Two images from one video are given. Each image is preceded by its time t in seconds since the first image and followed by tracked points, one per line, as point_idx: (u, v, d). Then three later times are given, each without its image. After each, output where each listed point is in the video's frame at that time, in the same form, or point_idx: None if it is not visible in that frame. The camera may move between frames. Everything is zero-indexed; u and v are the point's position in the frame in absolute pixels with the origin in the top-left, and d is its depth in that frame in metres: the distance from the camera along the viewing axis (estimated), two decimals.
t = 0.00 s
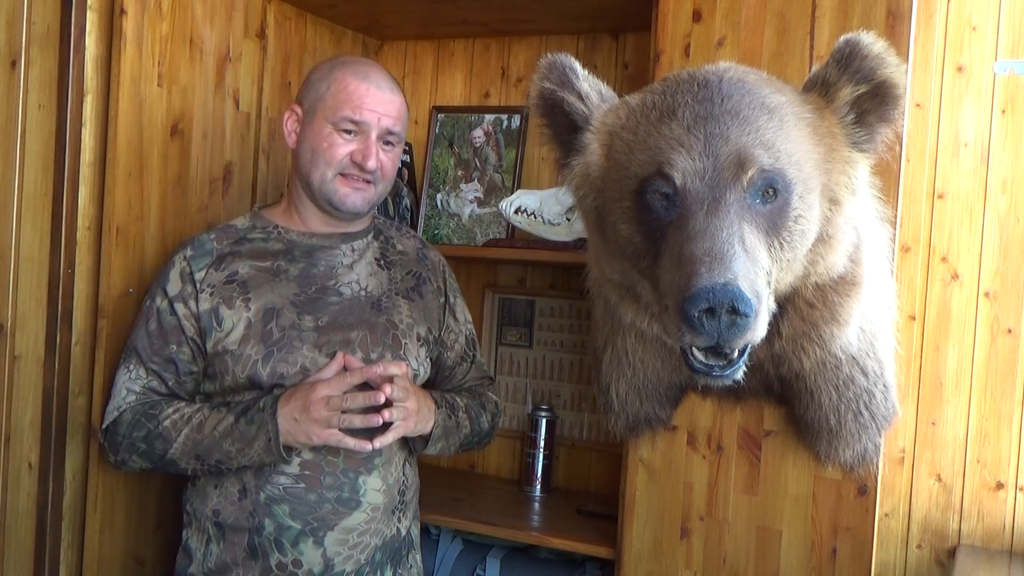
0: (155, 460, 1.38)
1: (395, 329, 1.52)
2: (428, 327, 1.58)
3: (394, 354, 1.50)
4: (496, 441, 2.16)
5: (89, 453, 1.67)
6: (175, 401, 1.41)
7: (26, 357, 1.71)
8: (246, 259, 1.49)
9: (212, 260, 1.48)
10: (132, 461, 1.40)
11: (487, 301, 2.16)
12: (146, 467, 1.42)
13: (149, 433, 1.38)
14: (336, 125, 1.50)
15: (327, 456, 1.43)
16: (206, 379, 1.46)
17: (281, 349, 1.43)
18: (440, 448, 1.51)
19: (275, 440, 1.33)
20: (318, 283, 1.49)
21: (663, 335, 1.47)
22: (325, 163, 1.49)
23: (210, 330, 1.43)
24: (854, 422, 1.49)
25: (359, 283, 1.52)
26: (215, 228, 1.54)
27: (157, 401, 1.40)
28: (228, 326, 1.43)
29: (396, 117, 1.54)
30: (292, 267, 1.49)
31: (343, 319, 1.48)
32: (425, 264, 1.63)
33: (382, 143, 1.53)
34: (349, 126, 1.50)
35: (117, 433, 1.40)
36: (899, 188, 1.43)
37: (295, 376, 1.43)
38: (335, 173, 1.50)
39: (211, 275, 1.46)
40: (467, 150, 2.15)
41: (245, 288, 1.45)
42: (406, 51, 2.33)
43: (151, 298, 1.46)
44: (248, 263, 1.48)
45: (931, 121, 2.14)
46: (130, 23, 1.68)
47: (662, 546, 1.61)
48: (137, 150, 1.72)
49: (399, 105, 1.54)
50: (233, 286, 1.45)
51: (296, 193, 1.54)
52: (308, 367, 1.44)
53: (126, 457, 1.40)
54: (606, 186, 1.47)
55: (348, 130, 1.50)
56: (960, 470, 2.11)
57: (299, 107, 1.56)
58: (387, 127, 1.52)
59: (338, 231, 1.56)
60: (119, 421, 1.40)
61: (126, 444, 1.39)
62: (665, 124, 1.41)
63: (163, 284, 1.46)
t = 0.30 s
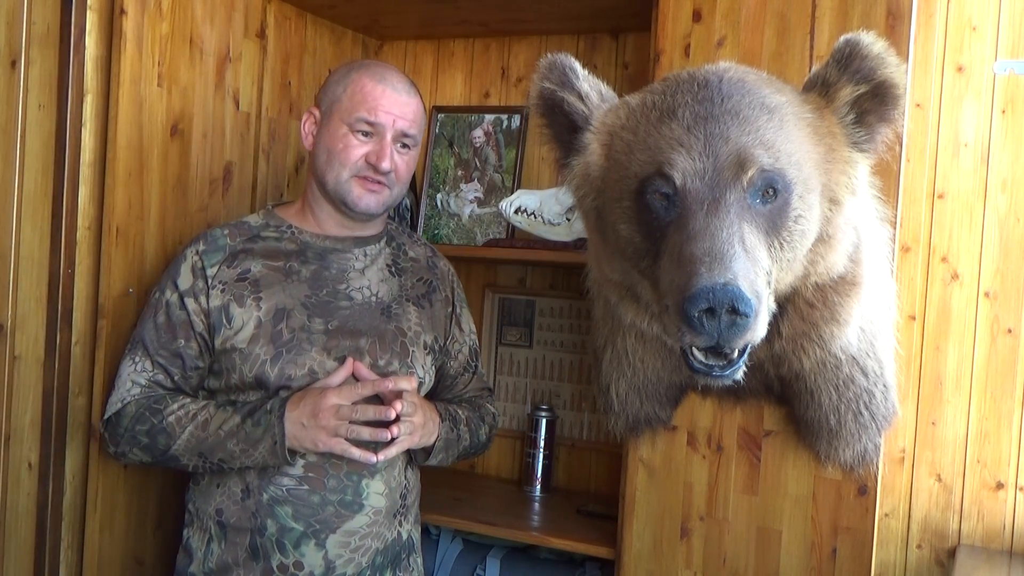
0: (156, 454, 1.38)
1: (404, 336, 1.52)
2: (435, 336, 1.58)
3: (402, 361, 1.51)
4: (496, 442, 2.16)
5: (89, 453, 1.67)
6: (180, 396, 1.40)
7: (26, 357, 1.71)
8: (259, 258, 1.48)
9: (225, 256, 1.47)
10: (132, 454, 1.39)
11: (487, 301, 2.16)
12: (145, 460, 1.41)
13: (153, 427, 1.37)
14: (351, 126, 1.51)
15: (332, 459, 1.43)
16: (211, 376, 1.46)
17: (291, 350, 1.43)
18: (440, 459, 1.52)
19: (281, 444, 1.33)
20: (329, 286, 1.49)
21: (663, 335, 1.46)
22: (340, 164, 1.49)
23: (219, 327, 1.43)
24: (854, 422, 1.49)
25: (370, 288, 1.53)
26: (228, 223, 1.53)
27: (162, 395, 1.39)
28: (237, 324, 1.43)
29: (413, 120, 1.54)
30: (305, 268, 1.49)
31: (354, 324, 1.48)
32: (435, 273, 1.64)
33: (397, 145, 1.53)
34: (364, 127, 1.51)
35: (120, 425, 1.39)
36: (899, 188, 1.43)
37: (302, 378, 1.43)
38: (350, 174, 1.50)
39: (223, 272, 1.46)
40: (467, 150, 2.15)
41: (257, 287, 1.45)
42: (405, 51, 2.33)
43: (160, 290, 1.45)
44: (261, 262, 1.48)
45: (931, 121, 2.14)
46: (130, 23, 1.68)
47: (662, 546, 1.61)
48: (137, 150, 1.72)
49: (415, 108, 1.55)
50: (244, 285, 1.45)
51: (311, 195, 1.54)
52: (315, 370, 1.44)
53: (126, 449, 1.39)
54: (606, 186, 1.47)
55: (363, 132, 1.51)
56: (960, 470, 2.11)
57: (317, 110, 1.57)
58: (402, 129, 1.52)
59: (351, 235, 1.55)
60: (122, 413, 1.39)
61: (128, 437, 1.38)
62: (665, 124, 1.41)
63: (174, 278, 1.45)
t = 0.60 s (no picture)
0: (151, 464, 1.37)
1: (393, 337, 1.53)
2: (423, 334, 1.59)
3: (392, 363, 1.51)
4: (496, 442, 2.16)
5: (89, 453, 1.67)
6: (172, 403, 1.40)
7: (26, 357, 1.71)
8: (246, 263, 1.48)
9: (211, 261, 1.47)
10: (126, 464, 1.38)
11: (487, 301, 2.16)
12: (139, 471, 1.40)
13: (146, 435, 1.36)
14: (341, 136, 1.49)
15: (325, 461, 1.43)
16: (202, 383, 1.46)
17: (282, 356, 1.43)
18: (449, 449, 1.51)
19: (278, 442, 1.32)
20: (317, 290, 1.49)
21: (663, 335, 1.46)
22: (332, 175, 1.48)
23: (207, 335, 1.42)
24: (854, 422, 1.49)
25: (358, 290, 1.53)
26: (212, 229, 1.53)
27: (154, 403, 1.39)
28: (226, 331, 1.43)
29: (401, 125, 1.54)
30: (292, 273, 1.49)
31: (343, 326, 1.48)
32: (420, 272, 1.64)
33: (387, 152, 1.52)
34: (355, 137, 1.49)
35: (111, 436, 1.38)
36: (899, 188, 1.43)
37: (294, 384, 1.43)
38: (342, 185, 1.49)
39: (210, 277, 1.45)
40: (467, 150, 2.15)
41: (244, 292, 1.45)
42: (406, 51, 2.33)
43: (146, 299, 1.44)
44: (248, 267, 1.47)
45: (931, 121, 2.14)
46: (130, 23, 1.68)
47: (662, 546, 1.61)
48: (137, 150, 1.72)
49: (403, 113, 1.54)
50: (231, 290, 1.45)
51: (298, 200, 1.53)
52: (307, 374, 1.44)
53: (119, 459, 1.38)
54: (606, 185, 1.47)
55: (354, 141, 1.50)
56: (960, 470, 2.11)
57: (300, 116, 1.54)
58: (392, 136, 1.52)
59: (337, 237, 1.56)
60: (114, 424, 1.38)
61: (121, 447, 1.37)
62: (665, 124, 1.41)
63: (160, 285, 1.44)
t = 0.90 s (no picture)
0: (141, 484, 1.31)
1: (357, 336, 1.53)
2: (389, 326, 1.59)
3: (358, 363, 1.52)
4: (496, 442, 2.16)
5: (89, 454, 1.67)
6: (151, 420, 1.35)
7: (26, 357, 1.71)
8: (202, 279, 1.47)
9: (168, 278, 1.46)
10: (113, 492, 1.32)
11: (487, 301, 2.16)
12: (128, 497, 1.33)
13: (131, 454, 1.30)
14: (279, 148, 1.47)
15: (305, 466, 1.43)
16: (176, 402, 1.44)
17: (251, 369, 1.43)
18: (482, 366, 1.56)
19: (271, 431, 1.29)
20: (278, 298, 1.49)
21: (663, 335, 1.46)
22: (276, 189, 1.46)
23: (173, 353, 1.42)
24: (854, 422, 1.49)
25: (317, 293, 1.53)
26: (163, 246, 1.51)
27: (133, 422, 1.34)
28: (191, 348, 1.42)
29: (338, 127, 1.51)
30: (249, 284, 1.48)
31: (307, 331, 1.49)
32: (377, 261, 1.64)
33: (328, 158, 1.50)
34: (293, 146, 1.47)
35: (93, 464, 1.32)
36: (899, 187, 1.43)
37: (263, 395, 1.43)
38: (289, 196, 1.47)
39: (168, 295, 1.44)
40: (467, 150, 2.15)
41: (205, 307, 1.44)
42: (406, 51, 2.33)
43: (106, 323, 1.41)
44: (204, 283, 1.46)
45: (931, 121, 2.14)
46: (130, 23, 1.68)
47: (663, 545, 1.61)
48: (137, 150, 1.72)
49: (339, 116, 1.52)
50: (192, 307, 1.44)
51: (244, 213, 1.51)
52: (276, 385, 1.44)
53: (105, 487, 1.32)
54: (606, 186, 1.47)
55: (293, 151, 1.47)
56: (960, 470, 2.11)
57: (233, 130, 1.52)
58: (331, 140, 1.50)
59: (291, 242, 1.55)
60: (95, 451, 1.32)
61: (106, 472, 1.31)
62: (665, 124, 1.41)
63: (120, 306, 1.42)
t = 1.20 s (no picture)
0: (134, 479, 1.31)
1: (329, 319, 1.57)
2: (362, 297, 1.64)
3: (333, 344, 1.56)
4: (496, 442, 2.16)
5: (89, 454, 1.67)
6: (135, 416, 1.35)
7: (26, 357, 1.70)
8: (172, 276, 1.48)
9: (137, 277, 1.46)
10: (106, 492, 1.31)
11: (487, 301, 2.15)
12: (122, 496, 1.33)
13: (121, 451, 1.30)
14: (231, 143, 1.46)
15: (287, 460, 1.42)
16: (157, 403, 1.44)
17: (227, 363, 1.46)
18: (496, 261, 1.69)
19: (261, 405, 1.30)
20: (251, 290, 1.51)
21: (663, 335, 1.46)
22: (229, 185, 1.46)
23: (151, 353, 1.43)
24: (854, 422, 1.49)
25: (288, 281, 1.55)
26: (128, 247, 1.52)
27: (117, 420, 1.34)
28: (167, 346, 1.43)
29: (293, 120, 1.50)
30: (220, 279, 1.50)
31: (279, 320, 1.51)
32: (343, 239, 1.69)
33: (284, 151, 1.49)
34: (246, 141, 1.46)
35: (82, 466, 1.32)
36: (899, 188, 1.44)
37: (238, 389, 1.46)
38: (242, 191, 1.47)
39: (139, 294, 1.45)
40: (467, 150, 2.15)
41: (177, 305, 1.45)
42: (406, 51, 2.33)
43: (80, 327, 1.42)
44: (174, 281, 1.47)
45: (931, 121, 2.14)
46: (130, 23, 1.68)
47: (663, 546, 1.61)
48: (137, 149, 1.72)
49: (293, 109, 1.50)
50: (164, 305, 1.45)
51: (205, 210, 1.52)
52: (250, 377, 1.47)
53: (97, 489, 1.31)
54: (606, 186, 1.47)
55: (245, 146, 1.47)
56: (960, 470, 2.11)
57: (188, 124, 1.52)
58: (285, 133, 1.48)
59: (258, 236, 1.55)
60: (82, 454, 1.32)
61: (96, 472, 1.30)
62: (665, 124, 1.40)
63: (93, 308, 1.43)
